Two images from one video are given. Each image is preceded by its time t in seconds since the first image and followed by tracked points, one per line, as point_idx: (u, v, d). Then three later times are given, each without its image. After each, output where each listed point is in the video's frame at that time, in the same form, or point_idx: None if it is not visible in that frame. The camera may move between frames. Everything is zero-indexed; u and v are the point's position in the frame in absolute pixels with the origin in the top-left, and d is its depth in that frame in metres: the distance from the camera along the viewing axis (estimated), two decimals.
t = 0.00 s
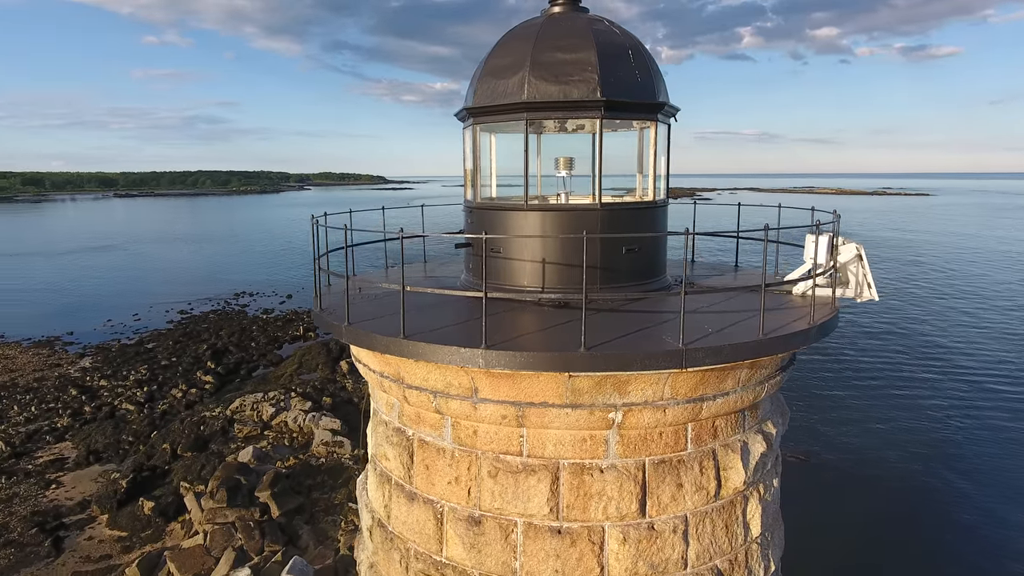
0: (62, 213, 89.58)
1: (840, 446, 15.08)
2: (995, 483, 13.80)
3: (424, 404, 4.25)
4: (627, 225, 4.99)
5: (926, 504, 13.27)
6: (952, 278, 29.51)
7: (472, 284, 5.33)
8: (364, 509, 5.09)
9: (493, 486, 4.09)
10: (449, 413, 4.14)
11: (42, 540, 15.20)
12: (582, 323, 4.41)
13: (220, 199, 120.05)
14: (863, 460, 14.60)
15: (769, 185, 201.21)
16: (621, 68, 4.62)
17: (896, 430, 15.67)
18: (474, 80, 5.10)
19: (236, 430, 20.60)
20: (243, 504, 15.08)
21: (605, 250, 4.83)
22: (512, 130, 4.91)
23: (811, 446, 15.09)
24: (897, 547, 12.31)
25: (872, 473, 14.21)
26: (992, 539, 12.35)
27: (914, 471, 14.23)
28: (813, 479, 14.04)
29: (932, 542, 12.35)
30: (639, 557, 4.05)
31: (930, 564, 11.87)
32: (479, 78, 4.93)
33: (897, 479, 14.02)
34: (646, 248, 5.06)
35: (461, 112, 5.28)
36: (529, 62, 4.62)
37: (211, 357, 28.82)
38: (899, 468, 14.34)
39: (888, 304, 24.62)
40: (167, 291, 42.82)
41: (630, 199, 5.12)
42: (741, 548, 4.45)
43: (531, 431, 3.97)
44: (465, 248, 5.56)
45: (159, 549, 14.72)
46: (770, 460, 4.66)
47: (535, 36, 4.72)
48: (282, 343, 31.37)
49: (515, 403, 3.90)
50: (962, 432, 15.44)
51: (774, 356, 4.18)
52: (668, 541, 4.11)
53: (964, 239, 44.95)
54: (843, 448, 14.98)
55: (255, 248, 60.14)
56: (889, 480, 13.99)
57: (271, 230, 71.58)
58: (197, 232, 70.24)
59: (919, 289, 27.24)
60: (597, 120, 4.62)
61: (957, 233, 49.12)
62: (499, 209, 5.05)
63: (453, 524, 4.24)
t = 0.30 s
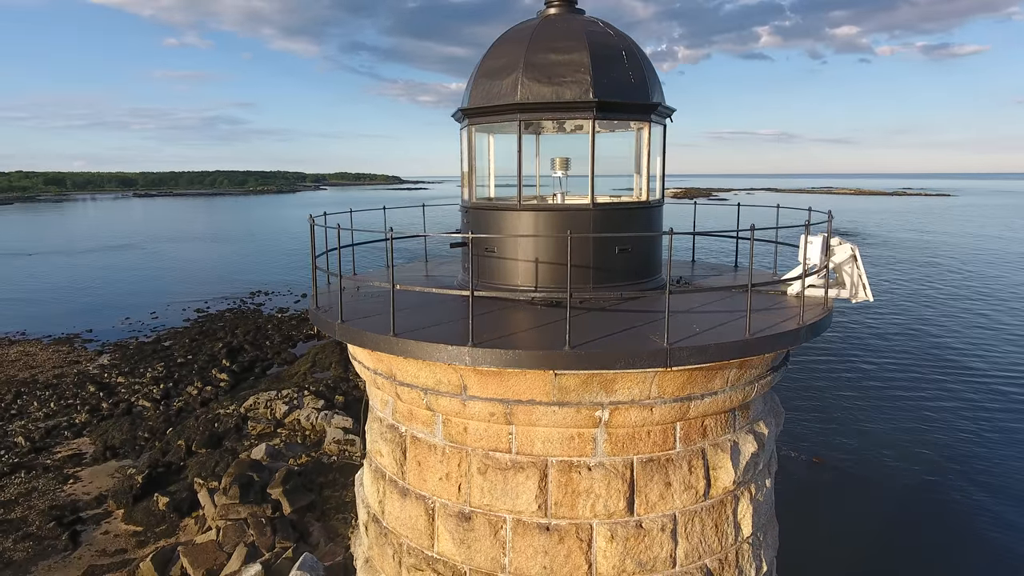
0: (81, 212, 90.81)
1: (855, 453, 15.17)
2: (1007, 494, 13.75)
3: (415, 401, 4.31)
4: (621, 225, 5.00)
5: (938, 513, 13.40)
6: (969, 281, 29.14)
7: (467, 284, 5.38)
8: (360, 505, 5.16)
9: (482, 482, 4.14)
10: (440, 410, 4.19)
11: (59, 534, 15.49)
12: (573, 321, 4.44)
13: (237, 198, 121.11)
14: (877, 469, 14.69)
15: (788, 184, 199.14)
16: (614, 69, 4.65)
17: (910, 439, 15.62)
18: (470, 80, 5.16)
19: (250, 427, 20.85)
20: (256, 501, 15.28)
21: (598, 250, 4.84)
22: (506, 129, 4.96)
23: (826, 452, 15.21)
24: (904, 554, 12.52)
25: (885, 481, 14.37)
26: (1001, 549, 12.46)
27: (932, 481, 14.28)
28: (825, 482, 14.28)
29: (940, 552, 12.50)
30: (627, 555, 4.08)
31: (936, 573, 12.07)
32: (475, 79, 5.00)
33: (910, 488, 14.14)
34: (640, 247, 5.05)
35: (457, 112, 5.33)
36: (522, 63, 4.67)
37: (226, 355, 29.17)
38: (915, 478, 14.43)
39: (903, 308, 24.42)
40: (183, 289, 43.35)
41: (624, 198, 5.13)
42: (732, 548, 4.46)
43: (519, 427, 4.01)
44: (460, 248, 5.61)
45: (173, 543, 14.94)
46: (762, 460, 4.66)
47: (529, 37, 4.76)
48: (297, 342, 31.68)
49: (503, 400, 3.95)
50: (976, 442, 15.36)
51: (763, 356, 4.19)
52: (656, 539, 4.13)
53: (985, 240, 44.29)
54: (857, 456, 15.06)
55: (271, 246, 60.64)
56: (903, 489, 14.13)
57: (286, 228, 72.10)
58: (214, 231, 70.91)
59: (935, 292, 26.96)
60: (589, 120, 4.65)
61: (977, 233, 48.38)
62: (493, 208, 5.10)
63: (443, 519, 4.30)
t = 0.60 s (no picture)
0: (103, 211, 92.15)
1: (870, 456, 14.99)
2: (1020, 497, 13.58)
3: (408, 398, 4.38)
4: (614, 225, 5.02)
5: (950, 515, 13.25)
6: (989, 283, 28.69)
7: (463, 283, 5.43)
8: (357, 501, 5.23)
9: (471, 479, 4.19)
10: (431, 407, 4.25)
11: (76, 527, 15.75)
12: (563, 320, 4.47)
13: (255, 198, 122.26)
14: (891, 471, 14.52)
15: (807, 183, 197.07)
16: (607, 70, 4.68)
17: (924, 443, 15.41)
18: (467, 81, 5.22)
19: (263, 424, 21.07)
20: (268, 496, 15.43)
21: (590, 250, 4.86)
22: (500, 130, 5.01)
23: (841, 454, 15.10)
24: (916, 557, 12.38)
25: (900, 484, 14.16)
26: (1014, 551, 12.30)
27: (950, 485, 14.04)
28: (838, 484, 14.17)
29: (953, 554, 12.35)
30: (614, 552, 4.11)
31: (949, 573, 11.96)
32: (470, 81, 5.06)
33: (925, 490, 13.93)
34: (634, 247, 5.06)
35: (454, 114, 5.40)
36: (516, 64, 4.72)
37: (241, 353, 29.48)
38: (933, 480, 14.20)
39: (920, 310, 24.12)
40: (200, 288, 43.90)
41: (618, 198, 5.15)
42: (722, 548, 4.47)
43: (508, 425, 4.06)
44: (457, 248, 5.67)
45: (186, 538, 15.15)
46: (754, 460, 4.66)
47: (524, 39, 4.81)
48: (311, 341, 31.93)
49: (491, 398, 4.00)
50: (992, 446, 15.14)
51: (752, 356, 4.20)
52: (644, 538, 4.15)
53: (1008, 242, 43.53)
54: (873, 460, 14.88)
55: (287, 246, 61.13)
56: (917, 492, 13.93)
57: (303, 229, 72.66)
58: (232, 231, 71.65)
59: (952, 294, 26.61)
60: (581, 120, 4.69)
61: (1000, 235, 47.56)
62: (488, 209, 5.15)
63: (434, 515, 4.36)
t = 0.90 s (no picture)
0: (125, 211, 93.55)
1: (886, 461, 14.99)
2: None
3: (400, 395, 4.44)
4: (607, 225, 5.04)
5: (964, 521, 13.20)
6: (1009, 285, 28.26)
7: (459, 283, 5.48)
8: (353, 496, 5.30)
9: (461, 476, 4.25)
10: (422, 404, 4.31)
11: (93, 521, 16.05)
12: (554, 319, 4.51)
13: (272, 198, 123.26)
14: (904, 476, 14.48)
15: (826, 183, 194.57)
16: (599, 71, 4.72)
17: (938, 450, 15.30)
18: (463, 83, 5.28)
19: (277, 422, 21.30)
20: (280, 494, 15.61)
21: (582, 250, 4.89)
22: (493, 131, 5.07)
23: (856, 458, 15.09)
24: (930, 561, 12.33)
25: (916, 490, 14.11)
26: None
27: (966, 491, 13.98)
28: (853, 489, 14.15)
29: (967, 559, 12.31)
30: (602, 550, 4.14)
31: None
32: (466, 83, 5.12)
33: (941, 497, 13.86)
34: (627, 247, 5.08)
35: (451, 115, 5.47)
36: (509, 66, 4.77)
37: (257, 351, 29.79)
38: (949, 486, 14.14)
39: (936, 313, 23.84)
40: (218, 287, 44.43)
41: (612, 199, 5.18)
42: (713, 547, 4.48)
43: (497, 423, 4.10)
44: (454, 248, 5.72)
45: (200, 533, 15.37)
46: (746, 460, 4.66)
47: (517, 40, 4.85)
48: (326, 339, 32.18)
49: (479, 396, 4.05)
50: (1008, 455, 14.97)
51: (742, 356, 4.20)
52: (632, 536, 4.18)
53: None
54: (888, 464, 14.86)
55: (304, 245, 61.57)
56: (932, 498, 13.87)
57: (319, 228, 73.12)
58: (249, 230, 72.27)
59: (970, 296, 26.26)
60: (573, 121, 4.73)
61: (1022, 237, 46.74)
62: (482, 209, 5.21)
63: (425, 511, 4.42)
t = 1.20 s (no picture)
0: (144, 211, 94.75)
1: (899, 463, 14.85)
2: None
3: (391, 393, 4.50)
4: (599, 226, 5.07)
5: (979, 525, 13.05)
6: None
7: (454, 282, 5.53)
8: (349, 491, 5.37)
9: (450, 472, 4.30)
10: (413, 401, 4.37)
11: (109, 515, 16.31)
12: (543, 317, 4.54)
13: (288, 198, 124.23)
14: (921, 479, 14.32)
15: (844, 184, 192.61)
16: (591, 73, 4.75)
17: (954, 450, 15.18)
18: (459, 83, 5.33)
19: (290, 420, 21.51)
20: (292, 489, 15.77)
21: (574, 250, 4.92)
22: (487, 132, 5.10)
23: (871, 461, 14.92)
24: (946, 565, 12.19)
25: (931, 493, 13.93)
26: None
27: (982, 495, 13.79)
28: (867, 492, 14.01)
29: (983, 563, 12.17)
30: (589, 549, 4.17)
31: None
32: (461, 84, 5.18)
33: (956, 499, 13.70)
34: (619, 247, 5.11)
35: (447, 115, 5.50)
36: (502, 67, 4.82)
37: (271, 349, 30.08)
38: (965, 489, 13.97)
39: (953, 315, 23.56)
40: (234, 286, 44.89)
41: (606, 199, 5.21)
42: (701, 547, 4.50)
43: (485, 420, 4.15)
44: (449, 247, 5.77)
45: (213, 528, 15.57)
46: (735, 460, 4.66)
47: (510, 42, 4.89)
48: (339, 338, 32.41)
49: (467, 394, 4.11)
50: None
51: (729, 356, 4.21)
52: (618, 534, 4.20)
53: None
54: (901, 466, 14.73)
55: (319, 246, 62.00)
56: (947, 500, 13.71)
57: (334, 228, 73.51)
58: (265, 230, 72.88)
59: (989, 298, 25.90)
60: (565, 122, 4.76)
61: None
62: (475, 210, 5.25)
63: (415, 507, 4.48)
